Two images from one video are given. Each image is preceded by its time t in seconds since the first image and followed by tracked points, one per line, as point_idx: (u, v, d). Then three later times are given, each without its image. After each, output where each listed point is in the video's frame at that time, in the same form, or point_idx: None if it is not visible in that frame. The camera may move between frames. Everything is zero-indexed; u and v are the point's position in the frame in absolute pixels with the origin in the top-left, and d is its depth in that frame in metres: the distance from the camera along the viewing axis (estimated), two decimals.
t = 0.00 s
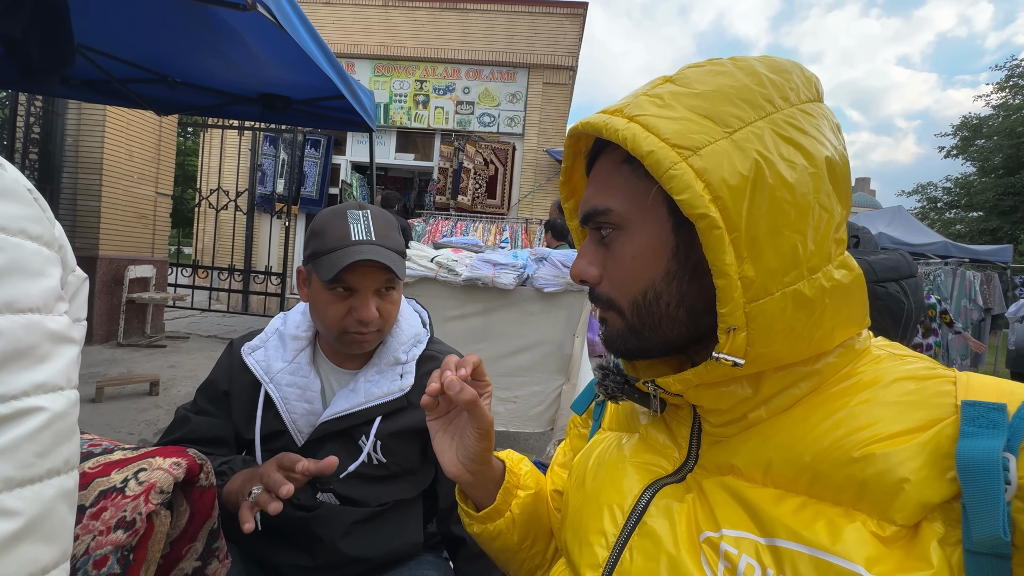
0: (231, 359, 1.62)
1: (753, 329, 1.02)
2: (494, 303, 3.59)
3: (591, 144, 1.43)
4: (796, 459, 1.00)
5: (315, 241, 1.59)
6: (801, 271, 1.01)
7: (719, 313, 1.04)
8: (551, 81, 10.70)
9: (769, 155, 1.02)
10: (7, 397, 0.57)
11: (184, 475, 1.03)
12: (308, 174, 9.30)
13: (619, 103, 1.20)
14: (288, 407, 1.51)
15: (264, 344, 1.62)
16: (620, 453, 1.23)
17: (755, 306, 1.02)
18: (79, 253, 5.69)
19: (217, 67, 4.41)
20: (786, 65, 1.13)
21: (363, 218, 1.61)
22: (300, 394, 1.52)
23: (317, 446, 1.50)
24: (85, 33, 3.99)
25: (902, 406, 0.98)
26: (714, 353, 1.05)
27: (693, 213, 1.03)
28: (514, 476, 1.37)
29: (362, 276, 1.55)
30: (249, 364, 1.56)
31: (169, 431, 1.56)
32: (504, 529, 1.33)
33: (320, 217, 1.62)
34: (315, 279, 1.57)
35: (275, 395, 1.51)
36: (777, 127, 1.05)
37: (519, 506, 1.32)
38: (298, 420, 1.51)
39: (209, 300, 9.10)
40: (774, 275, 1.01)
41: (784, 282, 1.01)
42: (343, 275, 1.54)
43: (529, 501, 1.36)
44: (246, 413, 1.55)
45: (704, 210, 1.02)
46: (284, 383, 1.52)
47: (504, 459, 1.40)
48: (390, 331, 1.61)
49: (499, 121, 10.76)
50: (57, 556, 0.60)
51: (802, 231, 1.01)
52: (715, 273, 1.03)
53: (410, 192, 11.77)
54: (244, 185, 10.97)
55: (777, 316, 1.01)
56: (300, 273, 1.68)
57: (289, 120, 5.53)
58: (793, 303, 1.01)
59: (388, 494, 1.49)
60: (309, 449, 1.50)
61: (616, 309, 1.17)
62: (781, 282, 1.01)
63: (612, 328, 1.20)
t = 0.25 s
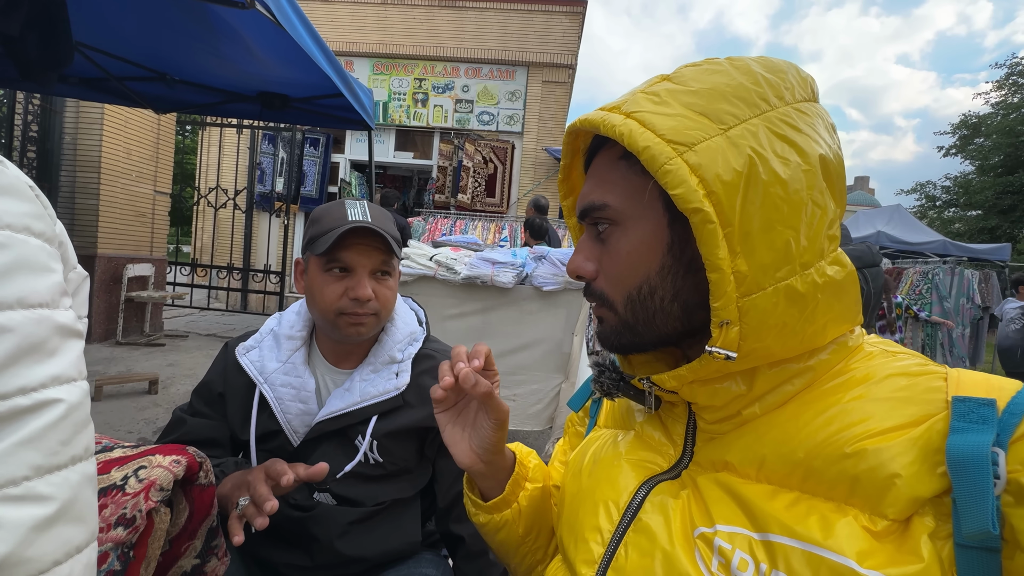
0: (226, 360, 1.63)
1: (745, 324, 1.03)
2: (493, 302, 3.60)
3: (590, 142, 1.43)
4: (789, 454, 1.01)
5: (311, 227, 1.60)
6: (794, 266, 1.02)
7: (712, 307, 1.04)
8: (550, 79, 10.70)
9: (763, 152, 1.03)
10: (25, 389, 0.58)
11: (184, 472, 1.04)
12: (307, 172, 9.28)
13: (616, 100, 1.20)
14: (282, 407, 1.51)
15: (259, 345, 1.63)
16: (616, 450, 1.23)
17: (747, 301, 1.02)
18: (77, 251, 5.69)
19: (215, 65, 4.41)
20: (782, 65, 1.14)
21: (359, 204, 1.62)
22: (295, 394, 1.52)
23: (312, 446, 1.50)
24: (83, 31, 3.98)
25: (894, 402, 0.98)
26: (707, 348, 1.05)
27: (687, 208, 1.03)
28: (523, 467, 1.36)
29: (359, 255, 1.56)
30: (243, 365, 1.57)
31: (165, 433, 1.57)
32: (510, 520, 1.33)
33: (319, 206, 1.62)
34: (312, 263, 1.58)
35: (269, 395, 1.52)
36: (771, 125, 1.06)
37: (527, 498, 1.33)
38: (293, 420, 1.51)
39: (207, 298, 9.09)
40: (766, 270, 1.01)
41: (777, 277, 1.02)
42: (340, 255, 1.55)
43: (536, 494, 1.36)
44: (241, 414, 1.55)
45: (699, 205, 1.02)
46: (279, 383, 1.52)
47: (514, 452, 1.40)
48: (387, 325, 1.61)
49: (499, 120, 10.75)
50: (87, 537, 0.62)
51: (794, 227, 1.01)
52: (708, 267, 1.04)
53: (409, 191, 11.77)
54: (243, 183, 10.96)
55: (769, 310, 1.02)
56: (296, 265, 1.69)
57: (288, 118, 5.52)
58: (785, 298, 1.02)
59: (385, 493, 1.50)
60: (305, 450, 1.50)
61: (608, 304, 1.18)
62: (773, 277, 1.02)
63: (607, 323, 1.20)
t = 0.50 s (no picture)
0: (225, 361, 1.62)
1: (746, 318, 1.01)
2: (495, 300, 3.59)
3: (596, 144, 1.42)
4: (794, 453, 1.00)
5: (312, 228, 1.59)
6: (794, 261, 1.00)
7: (712, 302, 1.03)
8: (550, 77, 10.67)
9: (761, 151, 1.02)
10: (56, 370, 0.61)
11: (189, 472, 1.03)
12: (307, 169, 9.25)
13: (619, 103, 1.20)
14: (283, 407, 1.50)
15: (259, 344, 1.62)
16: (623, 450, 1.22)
17: (747, 295, 1.01)
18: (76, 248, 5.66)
19: (215, 62, 4.39)
20: (783, 69, 1.13)
21: (360, 203, 1.61)
22: (295, 394, 1.51)
23: (314, 447, 1.48)
24: (82, 27, 3.96)
25: (898, 400, 0.97)
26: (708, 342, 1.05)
27: (685, 205, 1.03)
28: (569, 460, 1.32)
29: (361, 256, 1.55)
30: (243, 365, 1.56)
31: (164, 435, 1.56)
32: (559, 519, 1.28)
33: (319, 205, 1.61)
34: (313, 264, 1.56)
35: (269, 395, 1.51)
36: (770, 126, 1.05)
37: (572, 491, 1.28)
38: (294, 420, 1.50)
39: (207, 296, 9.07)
40: (764, 265, 1.00)
41: (777, 270, 1.00)
42: (342, 256, 1.54)
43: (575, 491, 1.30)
44: (241, 415, 1.54)
45: (696, 202, 1.01)
46: (279, 383, 1.51)
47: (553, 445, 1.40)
48: (388, 324, 1.60)
49: (499, 117, 10.72)
50: (93, 528, 0.64)
51: (791, 225, 1.00)
52: (707, 262, 1.03)
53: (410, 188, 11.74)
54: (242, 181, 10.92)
55: (770, 307, 1.01)
56: (297, 265, 1.68)
57: (288, 115, 5.50)
58: (784, 292, 1.01)
59: (387, 494, 1.49)
60: (306, 451, 1.49)
61: (614, 302, 1.17)
62: (773, 271, 1.00)
63: (614, 322, 1.19)
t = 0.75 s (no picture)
0: (220, 361, 1.60)
1: (752, 308, 1.00)
2: (495, 297, 3.57)
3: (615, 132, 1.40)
4: (806, 457, 0.99)
5: (307, 229, 1.56)
6: (804, 253, 0.99)
7: (719, 290, 1.02)
8: (550, 74, 10.62)
9: (780, 140, 1.00)
10: None
11: (185, 474, 1.01)
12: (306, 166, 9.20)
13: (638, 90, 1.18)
14: (280, 408, 1.48)
15: (254, 344, 1.60)
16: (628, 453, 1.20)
17: (755, 285, 0.99)
18: (73, 245, 5.62)
19: (213, 57, 4.34)
20: (809, 64, 1.11)
21: (355, 204, 1.58)
22: (292, 395, 1.49)
23: (311, 448, 1.46)
24: (77, 21, 3.91)
25: (915, 403, 0.96)
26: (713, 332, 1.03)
27: (699, 188, 1.01)
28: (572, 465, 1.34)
29: (357, 261, 1.52)
30: (238, 366, 1.54)
31: (160, 436, 1.54)
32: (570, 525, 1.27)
33: (313, 203, 1.59)
34: (308, 267, 1.54)
35: (266, 396, 1.49)
36: (792, 116, 1.03)
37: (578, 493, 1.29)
38: (291, 422, 1.48)
39: (205, 292, 9.04)
40: (774, 256, 0.99)
41: (787, 261, 0.99)
42: (337, 260, 1.51)
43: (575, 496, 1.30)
44: (238, 417, 1.52)
45: (710, 185, 1.00)
46: (275, 384, 1.49)
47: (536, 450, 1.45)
48: (386, 323, 1.57)
49: (498, 114, 10.67)
50: None
51: (803, 218, 0.98)
52: (717, 249, 1.01)
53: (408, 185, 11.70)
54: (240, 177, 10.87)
55: (778, 297, 0.99)
56: (292, 265, 1.65)
57: (286, 111, 5.46)
58: (792, 284, 0.99)
59: (386, 495, 1.47)
60: (304, 452, 1.47)
61: (622, 289, 1.16)
62: (784, 262, 0.99)
63: (620, 310, 1.17)
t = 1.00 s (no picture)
0: (215, 360, 1.61)
1: (746, 307, 1.01)
2: (492, 295, 3.58)
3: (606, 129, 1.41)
4: (795, 451, 1.01)
5: (300, 223, 1.57)
6: (798, 252, 1.00)
7: (714, 290, 1.03)
8: (549, 71, 10.62)
9: (775, 139, 1.01)
10: None
11: (181, 467, 1.02)
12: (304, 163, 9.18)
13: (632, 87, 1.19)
14: (274, 406, 1.49)
15: (249, 342, 1.61)
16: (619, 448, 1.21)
17: (749, 285, 1.01)
18: (71, 242, 5.63)
19: (211, 54, 4.34)
20: (800, 59, 1.12)
21: (348, 197, 1.60)
22: (287, 392, 1.50)
23: (307, 444, 1.47)
24: (75, 18, 3.92)
25: (901, 398, 0.98)
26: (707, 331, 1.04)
27: (695, 189, 1.03)
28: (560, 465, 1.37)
29: (350, 253, 1.53)
30: (232, 364, 1.55)
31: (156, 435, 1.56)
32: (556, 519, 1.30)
33: (308, 198, 1.60)
34: (302, 261, 1.55)
35: (260, 394, 1.50)
36: (786, 114, 1.04)
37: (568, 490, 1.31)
38: (286, 419, 1.49)
39: (203, 290, 9.04)
40: (769, 255, 1.00)
41: (781, 261, 1.00)
42: (332, 253, 1.53)
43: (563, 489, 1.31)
44: (232, 415, 1.54)
45: (707, 186, 1.01)
46: (269, 382, 1.51)
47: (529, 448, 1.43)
48: (380, 319, 1.59)
49: (497, 112, 10.67)
50: None
51: (799, 217, 1.00)
52: (713, 249, 1.03)
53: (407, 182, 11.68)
54: (239, 174, 10.86)
55: (770, 296, 1.00)
56: (285, 261, 1.66)
57: (284, 108, 5.46)
58: (785, 283, 1.00)
59: (381, 490, 1.49)
60: (299, 448, 1.48)
61: (620, 290, 1.16)
62: (778, 262, 1.00)
63: (617, 311, 1.19)
